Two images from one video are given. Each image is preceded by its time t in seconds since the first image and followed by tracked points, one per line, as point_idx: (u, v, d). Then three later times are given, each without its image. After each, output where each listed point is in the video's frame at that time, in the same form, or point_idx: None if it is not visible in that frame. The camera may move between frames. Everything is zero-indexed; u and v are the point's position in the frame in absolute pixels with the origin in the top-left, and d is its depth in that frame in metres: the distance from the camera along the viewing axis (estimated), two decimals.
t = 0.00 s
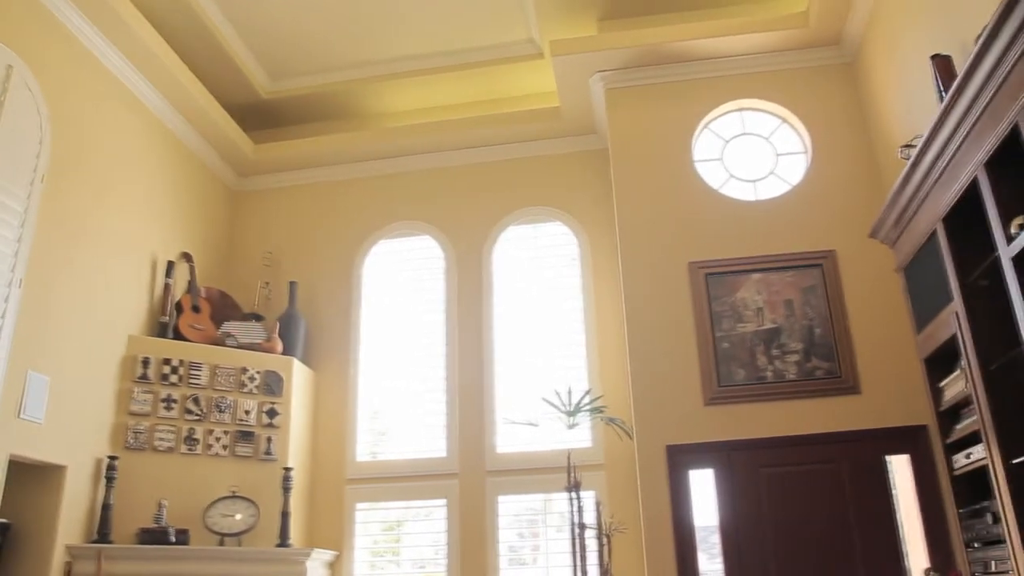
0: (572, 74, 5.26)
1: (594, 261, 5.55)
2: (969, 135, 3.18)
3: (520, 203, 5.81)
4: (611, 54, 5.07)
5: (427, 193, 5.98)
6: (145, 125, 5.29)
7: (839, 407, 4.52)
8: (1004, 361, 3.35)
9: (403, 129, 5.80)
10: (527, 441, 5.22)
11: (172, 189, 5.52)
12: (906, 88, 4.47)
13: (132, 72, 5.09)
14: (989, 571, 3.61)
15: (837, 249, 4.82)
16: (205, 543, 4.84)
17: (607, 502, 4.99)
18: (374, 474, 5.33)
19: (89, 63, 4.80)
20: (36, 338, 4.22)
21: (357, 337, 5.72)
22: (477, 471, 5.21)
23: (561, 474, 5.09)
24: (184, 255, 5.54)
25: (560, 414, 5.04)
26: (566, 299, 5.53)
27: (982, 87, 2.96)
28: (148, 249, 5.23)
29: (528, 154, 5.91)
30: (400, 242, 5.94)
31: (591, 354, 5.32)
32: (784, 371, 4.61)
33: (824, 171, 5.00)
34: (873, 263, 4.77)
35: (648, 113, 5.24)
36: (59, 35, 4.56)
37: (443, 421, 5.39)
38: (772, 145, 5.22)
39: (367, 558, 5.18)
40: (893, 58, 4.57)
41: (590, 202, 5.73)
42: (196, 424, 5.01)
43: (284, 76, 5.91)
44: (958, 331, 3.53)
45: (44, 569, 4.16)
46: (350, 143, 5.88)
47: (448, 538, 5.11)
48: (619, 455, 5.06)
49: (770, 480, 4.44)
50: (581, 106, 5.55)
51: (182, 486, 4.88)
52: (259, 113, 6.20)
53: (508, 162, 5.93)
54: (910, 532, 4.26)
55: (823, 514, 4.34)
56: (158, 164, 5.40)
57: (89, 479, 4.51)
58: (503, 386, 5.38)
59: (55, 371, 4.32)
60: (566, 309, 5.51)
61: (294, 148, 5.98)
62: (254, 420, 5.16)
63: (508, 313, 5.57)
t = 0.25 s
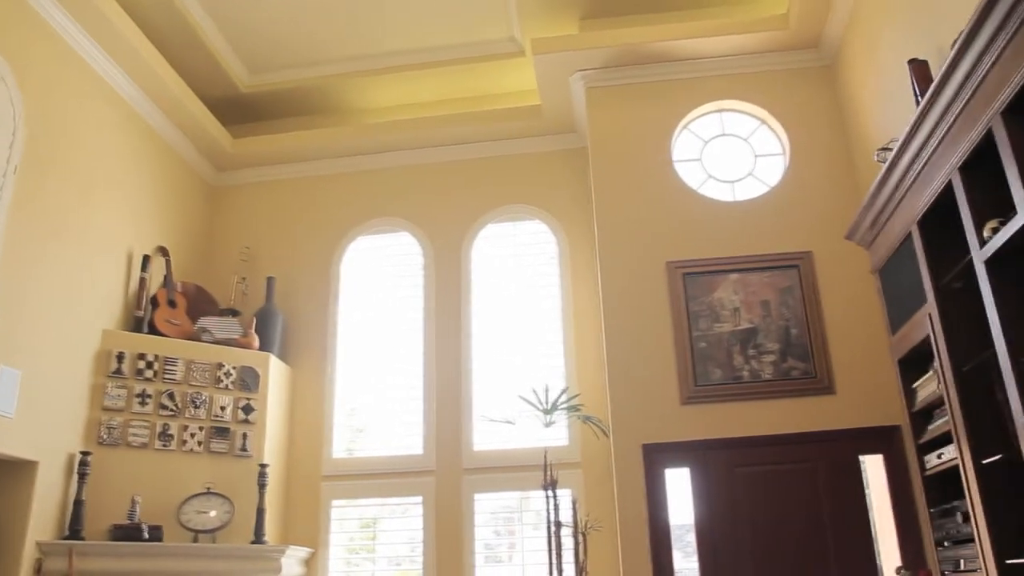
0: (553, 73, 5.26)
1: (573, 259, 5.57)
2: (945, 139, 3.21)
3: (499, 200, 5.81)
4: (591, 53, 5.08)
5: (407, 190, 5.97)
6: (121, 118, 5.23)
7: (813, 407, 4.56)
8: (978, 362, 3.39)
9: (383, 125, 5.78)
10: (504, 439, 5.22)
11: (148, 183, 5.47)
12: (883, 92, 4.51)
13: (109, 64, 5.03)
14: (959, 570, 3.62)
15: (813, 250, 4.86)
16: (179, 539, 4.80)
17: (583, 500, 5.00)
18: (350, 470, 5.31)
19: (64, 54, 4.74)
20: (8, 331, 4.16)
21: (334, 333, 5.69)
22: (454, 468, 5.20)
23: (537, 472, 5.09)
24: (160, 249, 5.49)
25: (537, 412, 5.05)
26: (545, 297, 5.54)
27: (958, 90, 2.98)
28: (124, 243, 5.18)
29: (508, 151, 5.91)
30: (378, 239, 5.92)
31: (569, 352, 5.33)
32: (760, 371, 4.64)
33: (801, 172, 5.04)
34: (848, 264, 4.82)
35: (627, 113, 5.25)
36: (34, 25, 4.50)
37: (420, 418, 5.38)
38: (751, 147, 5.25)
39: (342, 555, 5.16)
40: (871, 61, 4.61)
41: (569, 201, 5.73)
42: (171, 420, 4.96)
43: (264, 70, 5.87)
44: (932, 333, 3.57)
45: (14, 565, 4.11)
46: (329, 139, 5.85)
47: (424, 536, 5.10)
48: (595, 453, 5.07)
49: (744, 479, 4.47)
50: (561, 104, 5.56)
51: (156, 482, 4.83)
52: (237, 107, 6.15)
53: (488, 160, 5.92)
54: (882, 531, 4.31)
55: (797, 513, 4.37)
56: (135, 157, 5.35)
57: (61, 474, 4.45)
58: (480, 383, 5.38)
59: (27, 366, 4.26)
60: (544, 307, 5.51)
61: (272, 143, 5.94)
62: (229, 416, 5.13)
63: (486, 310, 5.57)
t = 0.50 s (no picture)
0: (533, 70, 5.26)
1: (551, 257, 5.58)
2: (920, 142, 3.25)
3: (479, 197, 5.81)
4: (572, 51, 5.09)
5: (386, 185, 5.95)
6: (97, 109, 5.17)
7: (788, 406, 4.59)
8: (950, 362, 3.42)
9: (364, 120, 5.76)
10: (481, 435, 5.22)
11: (124, 175, 5.42)
12: (860, 94, 4.56)
13: (85, 54, 4.97)
14: (929, 567, 3.66)
15: (790, 250, 4.90)
16: (152, 535, 4.77)
17: (559, 497, 5.02)
18: (327, 466, 5.29)
19: (39, 43, 4.67)
20: None
21: (311, 328, 5.67)
22: (430, 464, 5.20)
23: (514, 469, 5.10)
24: (135, 242, 5.44)
25: (514, 409, 5.05)
26: (523, 295, 5.55)
27: (934, 94, 3.01)
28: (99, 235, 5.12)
29: (488, 148, 5.90)
30: (357, 234, 5.90)
31: (546, 349, 5.34)
32: (736, 369, 4.67)
33: (779, 173, 5.08)
34: (824, 264, 4.86)
35: (606, 111, 5.27)
36: (9, 14, 4.44)
37: (397, 414, 5.37)
38: (730, 146, 5.28)
39: (317, 551, 5.14)
40: (849, 64, 4.65)
41: (548, 198, 5.74)
42: (145, 415, 4.92)
43: (243, 62, 5.83)
44: (906, 333, 3.61)
45: None
46: (309, 133, 5.82)
47: (400, 532, 5.10)
48: (572, 450, 5.09)
49: (719, 476, 4.51)
50: (542, 102, 5.56)
51: (129, 477, 4.79)
52: (216, 99, 6.10)
53: (468, 156, 5.92)
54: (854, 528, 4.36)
55: (771, 511, 4.41)
56: (111, 149, 5.29)
57: (32, 469, 4.40)
58: (458, 380, 5.38)
59: None
60: (523, 304, 5.52)
61: (251, 136, 5.90)
62: (204, 410, 5.09)
63: (464, 307, 5.56)
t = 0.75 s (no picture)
0: (518, 65, 5.26)
1: (534, 252, 5.58)
2: (901, 141, 3.27)
3: (462, 191, 5.80)
4: (556, 46, 5.09)
5: (369, 178, 5.93)
6: (77, 99, 5.12)
7: (768, 402, 4.62)
8: (927, 360, 3.45)
9: (347, 113, 5.73)
10: (462, 430, 5.23)
11: (104, 166, 5.37)
12: (842, 92, 4.58)
13: (65, 43, 4.91)
14: (905, 561, 3.69)
15: (771, 247, 4.93)
16: (131, 528, 4.74)
17: (540, 491, 5.03)
18: (307, 460, 5.28)
19: (17, 31, 4.62)
20: None
21: (293, 321, 5.64)
22: (412, 458, 5.19)
23: (495, 463, 5.11)
24: (115, 233, 5.39)
25: (496, 403, 5.06)
26: (506, 289, 5.55)
27: (915, 94, 3.03)
28: (78, 226, 5.07)
29: (472, 142, 5.90)
30: (339, 228, 5.88)
31: (529, 344, 5.34)
32: (717, 365, 4.69)
33: (761, 170, 5.10)
34: (805, 261, 4.89)
35: (590, 106, 5.27)
36: None
37: (379, 408, 5.36)
38: (713, 143, 5.30)
39: (298, 544, 5.13)
40: (831, 62, 4.68)
41: (531, 193, 5.74)
42: (124, 407, 4.88)
43: (225, 53, 5.78)
44: (884, 331, 3.64)
45: None
46: (292, 125, 5.79)
47: (380, 526, 5.09)
48: (553, 445, 5.10)
49: (699, 471, 4.53)
50: (526, 97, 5.56)
51: (107, 471, 4.75)
52: (198, 90, 6.05)
53: (452, 150, 5.91)
54: (831, 523, 4.40)
55: (750, 506, 4.45)
56: (90, 139, 5.24)
57: (8, 462, 4.35)
58: (440, 374, 5.37)
59: None
60: (506, 299, 5.52)
61: (233, 128, 5.86)
62: (184, 403, 5.06)
63: (447, 301, 5.56)
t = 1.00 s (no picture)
0: (505, 57, 5.25)
1: (520, 244, 5.58)
2: (886, 137, 3.29)
3: (448, 183, 5.79)
4: (543, 38, 5.08)
5: (355, 169, 5.90)
6: (60, 87, 5.07)
7: (751, 396, 4.65)
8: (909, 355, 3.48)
9: (333, 104, 5.71)
10: (447, 422, 5.23)
11: (87, 155, 5.32)
12: (828, 88, 4.60)
13: (48, 31, 4.86)
14: (886, 554, 3.73)
15: (756, 242, 4.95)
16: (113, 519, 4.72)
17: (524, 484, 5.04)
18: (291, 451, 5.27)
19: None
20: None
21: (277, 313, 5.62)
22: (396, 451, 5.19)
23: (480, 455, 5.12)
24: (98, 223, 5.35)
25: (481, 395, 5.07)
26: (491, 282, 5.56)
27: (899, 91, 3.05)
28: (60, 216, 5.03)
29: (458, 134, 5.89)
30: (324, 219, 5.86)
31: (514, 337, 5.35)
32: (702, 359, 4.71)
33: (747, 165, 5.12)
34: (789, 256, 4.91)
35: (577, 100, 5.27)
36: None
37: (364, 400, 5.35)
38: (699, 137, 5.32)
39: (281, 536, 5.12)
40: (818, 58, 4.70)
41: (517, 186, 5.74)
42: (107, 398, 4.85)
43: (211, 42, 5.74)
44: (867, 326, 3.66)
45: None
46: (277, 115, 5.76)
47: (364, 518, 5.09)
48: (537, 437, 5.11)
49: (682, 465, 4.56)
50: (512, 89, 5.55)
51: (90, 462, 4.72)
52: (182, 80, 6.00)
53: (438, 142, 5.89)
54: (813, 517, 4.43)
55: (734, 499, 4.48)
56: (73, 128, 5.19)
57: None
58: (425, 367, 5.37)
59: None
60: (491, 291, 5.53)
61: (218, 117, 5.82)
62: (167, 394, 5.04)
63: (433, 294, 5.55)
